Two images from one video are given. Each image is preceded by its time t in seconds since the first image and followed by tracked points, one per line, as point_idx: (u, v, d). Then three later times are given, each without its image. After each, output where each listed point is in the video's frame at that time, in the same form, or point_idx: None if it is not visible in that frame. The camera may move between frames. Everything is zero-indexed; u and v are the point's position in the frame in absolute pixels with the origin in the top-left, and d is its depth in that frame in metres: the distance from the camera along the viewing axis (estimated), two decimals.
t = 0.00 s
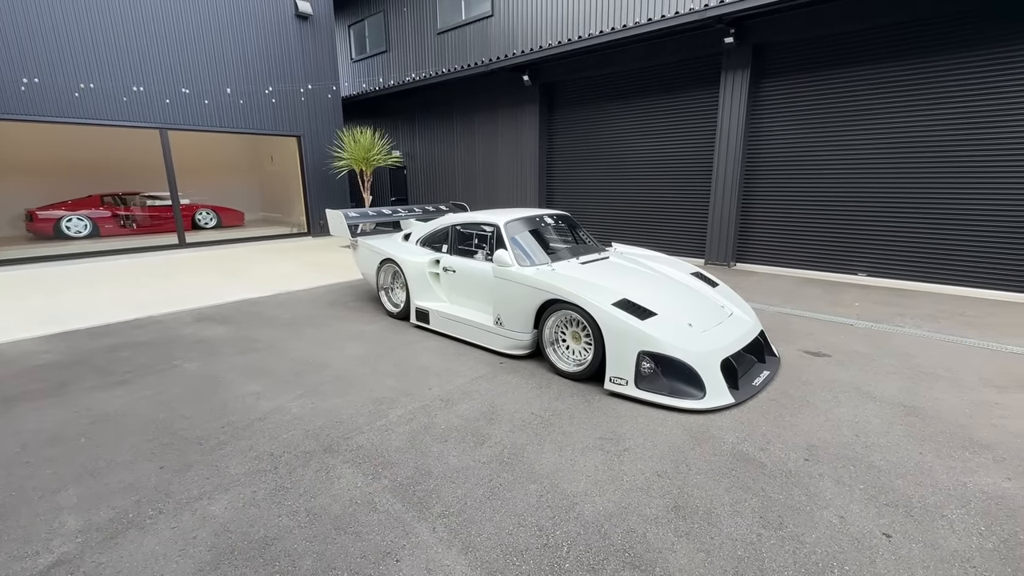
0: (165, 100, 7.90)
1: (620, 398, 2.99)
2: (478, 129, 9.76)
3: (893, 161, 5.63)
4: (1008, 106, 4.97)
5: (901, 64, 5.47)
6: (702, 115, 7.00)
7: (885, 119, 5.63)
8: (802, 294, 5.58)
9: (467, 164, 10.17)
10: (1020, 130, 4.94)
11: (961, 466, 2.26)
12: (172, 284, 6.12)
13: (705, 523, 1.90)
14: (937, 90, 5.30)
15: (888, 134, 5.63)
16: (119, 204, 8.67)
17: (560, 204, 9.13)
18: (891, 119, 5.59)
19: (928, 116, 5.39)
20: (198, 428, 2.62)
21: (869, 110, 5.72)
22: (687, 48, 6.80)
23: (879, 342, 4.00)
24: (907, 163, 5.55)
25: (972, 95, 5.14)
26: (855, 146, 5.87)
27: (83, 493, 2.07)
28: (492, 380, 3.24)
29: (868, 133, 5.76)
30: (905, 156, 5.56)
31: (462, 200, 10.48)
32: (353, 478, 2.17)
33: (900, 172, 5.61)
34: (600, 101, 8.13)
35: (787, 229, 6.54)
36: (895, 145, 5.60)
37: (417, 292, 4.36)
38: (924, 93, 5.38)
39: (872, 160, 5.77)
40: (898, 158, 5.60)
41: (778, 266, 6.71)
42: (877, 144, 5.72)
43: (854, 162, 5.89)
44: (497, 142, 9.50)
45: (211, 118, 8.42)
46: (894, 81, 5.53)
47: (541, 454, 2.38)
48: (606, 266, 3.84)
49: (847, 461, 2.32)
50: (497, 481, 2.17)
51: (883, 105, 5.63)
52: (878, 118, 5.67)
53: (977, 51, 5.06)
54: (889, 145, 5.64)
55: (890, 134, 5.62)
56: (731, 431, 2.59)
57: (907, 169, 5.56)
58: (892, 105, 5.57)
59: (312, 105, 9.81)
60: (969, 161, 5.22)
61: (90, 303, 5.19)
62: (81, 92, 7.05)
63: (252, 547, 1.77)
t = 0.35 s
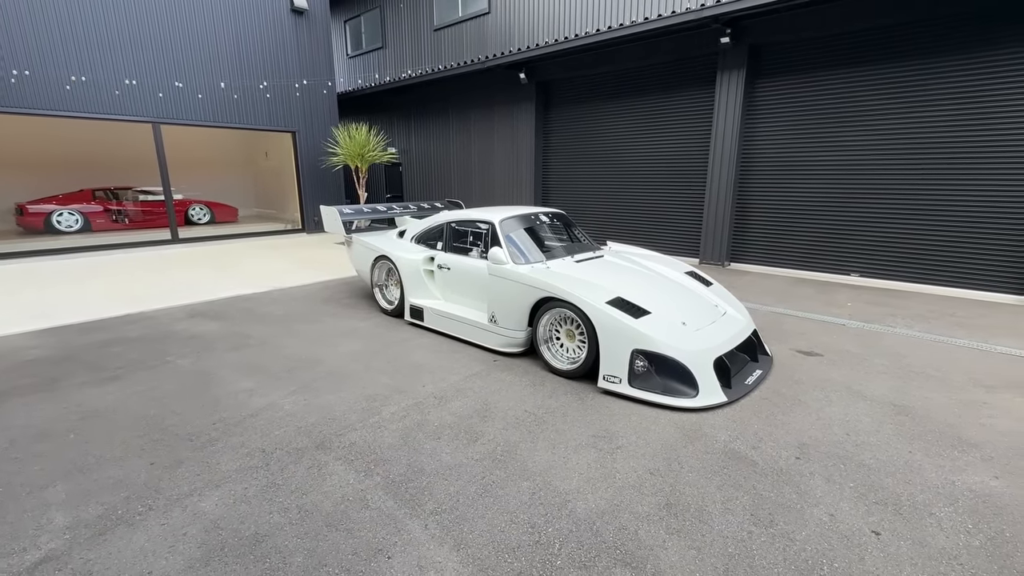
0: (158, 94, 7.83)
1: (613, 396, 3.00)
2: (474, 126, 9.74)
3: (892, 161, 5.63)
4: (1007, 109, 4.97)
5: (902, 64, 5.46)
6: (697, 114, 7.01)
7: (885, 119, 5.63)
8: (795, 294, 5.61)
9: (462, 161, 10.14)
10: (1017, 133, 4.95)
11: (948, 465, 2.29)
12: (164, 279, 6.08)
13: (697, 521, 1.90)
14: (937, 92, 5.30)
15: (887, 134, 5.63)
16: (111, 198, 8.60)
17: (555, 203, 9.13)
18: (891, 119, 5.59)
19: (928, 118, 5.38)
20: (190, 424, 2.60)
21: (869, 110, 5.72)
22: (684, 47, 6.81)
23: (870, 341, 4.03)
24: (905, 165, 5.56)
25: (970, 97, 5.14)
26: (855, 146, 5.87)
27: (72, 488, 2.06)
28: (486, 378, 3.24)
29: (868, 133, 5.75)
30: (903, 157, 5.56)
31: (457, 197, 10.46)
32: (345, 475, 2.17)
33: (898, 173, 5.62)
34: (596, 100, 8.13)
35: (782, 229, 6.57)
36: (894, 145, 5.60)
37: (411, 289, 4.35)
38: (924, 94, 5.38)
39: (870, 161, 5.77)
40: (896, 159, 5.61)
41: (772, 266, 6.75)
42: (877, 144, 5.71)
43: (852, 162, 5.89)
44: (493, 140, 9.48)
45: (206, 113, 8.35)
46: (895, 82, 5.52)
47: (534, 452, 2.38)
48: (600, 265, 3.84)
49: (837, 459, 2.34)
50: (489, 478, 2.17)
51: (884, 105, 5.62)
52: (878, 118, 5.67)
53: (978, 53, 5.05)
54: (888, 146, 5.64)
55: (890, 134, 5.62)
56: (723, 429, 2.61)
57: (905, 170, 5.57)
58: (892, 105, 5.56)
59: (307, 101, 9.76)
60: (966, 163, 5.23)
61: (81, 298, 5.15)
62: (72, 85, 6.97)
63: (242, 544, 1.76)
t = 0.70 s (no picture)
0: (149, 85, 7.74)
1: (605, 393, 3.01)
2: (470, 121, 9.69)
3: (888, 162, 5.66)
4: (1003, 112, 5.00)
5: (902, 65, 5.46)
6: (693, 112, 7.02)
7: (883, 120, 5.64)
8: (787, 292, 5.65)
9: (457, 157, 10.09)
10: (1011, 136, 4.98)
11: (933, 463, 2.31)
12: (155, 272, 6.03)
13: (685, 517, 1.91)
14: (934, 93, 5.32)
15: (884, 135, 5.64)
16: (101, 189, 8.50)
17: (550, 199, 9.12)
18: (889, 120, 5.60)
19: (925, 119, 5.40)
20: (178, 418, 2.58)
21: (867, 110, 5.72)
22: (680, 45, 6.81)
23: (860, 341, 4.07)
24: (901, 166, 5.58)
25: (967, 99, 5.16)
26: (852, 145, 5.88)
27: (58, 482, 2.04)
28: (477, 374, 3.24)
29: (865, 133, 5.76)
30: (900, 157, 5.58)
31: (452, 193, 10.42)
32: (334, 470, 2.16)
33: (893, 174, 5.65)
34: (592, 97, 8.11)
35: (775, 229, 6.61)
36: (892, 146, 5.61)
37: (404, 285, 4.33)
38: (922, 95, 5.39)
39: (867, 162, 5.79)
40: (892, 160, 5.63)
41: (765, 265, 6.79)
42: (873, 144, 5.73)
43: (849, 162, 5.91)
44: (489, 135, 9.44)
45: (198, 104, 8.26)
46: (894, 82, 5.53)
47: (524, 447, 2.38)
48: (593, 261, 3.84)
49: (825, 457, 2.36)
50: (479, 473, 2.17)
51: (882, 106, 5.63)
52: (874, 119, 5.69)
53: (975, 55, 5.08)
54: (886, 146, 5.66)
55: (887, 134, 5.63)
56: (712, 427, 2.62)
57: (900, 171, 5.59)
58: (890, 106, 5.58)
59: (301, 94, 9.67)
60: (960, 165, 5.27)
61: (69, 290, 5.09)
62: (61, 73, 6.87)
63: (229, 538, 1.75)
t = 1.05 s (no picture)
0: (140, 74, 7.64)
1: (596, 388, 3.02)
2: (465, 115, 9.63)
3: (881, 161, 5.69)
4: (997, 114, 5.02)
5: (901, 64, 5.46)
6: (688, 109, 7.02)
7: (878, 120, 5.66)
8: (779, 290, 5.68)
9: (452, 151, 10.04)
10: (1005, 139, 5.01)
11: (918, 460, 2.34)
12: (145, 263, 5.97)
13: (673, 512, 1.93)
14: (932, 94, 5.32)
15: (881, 135, 5.66)
16: (91, 179, 8.40)
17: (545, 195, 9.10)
18: (887, 119, 5.60)
19: (921, 120, 5.41)
20: (167, 410, 2.56)
21: (866, 109, 5.73)
22: (676, 42, 6.81)
23: (849, 339, 4.10)
24: (896, 166, 5.61)
25: (962, 100, 5.18)
26: (847, 145, 5.91)
27: (44, 472, 2.02)
28: (469, 368, 3.23)
29: (858, 132, 5.80)
30: (893, 157, 5.62)
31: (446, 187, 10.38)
32: (324, 463, 2.15)
33: (886, 174, 5.69)
34: (588, 93, 8.09)
35: (769, 227, 6.65)
36: (888, 147, 5.63)
37: (397, 278, 4.31)
38: (919, 96, 5.40)
39: (863, 161, 5.82)
40: (885, 160, 5.66)
41: (757, 262, 6.83)
42: (866, 144, 5.78)
43: (846, 161, 5.92)
44: (484, 130, 9.40)
45: (190, 94, 8.16)
46: (889, 82, 5.56)
47: (515, 441, 2.39)
48: (587, 257, 3.84)
49: (812, 453, 2.37)
50: (469, 467, 2.17)
51: (877, 106, 5.66)
52: (867, 118, 5.73)
53: (972, 57, 5.09)
54: (879, 146, 5.69)
55: (884, 134, 5.65)
56: (702, 423, 2.64)
57: (895, 171, 5.62)
58: (888, 106, 5.59)
59: (295, 85, 9.59)
60: (953, 166, 5.30)
61: (58, 280, 5.03)
62: (50, 61, 6.77)
63: (217, 530, 1.74)
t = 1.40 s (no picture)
0: (133, 65, 7.58)
1: (587, 384, 3.07)
2: (461, 112, 9.63)
3: (870, 163, 5.79)
4: (991, 119, 5.08)
5: (896, 67, 5.52)
6: (683, 109, 7.07)
7: (869, 122, 5.74)
8: (769, 289, 5.75)
9: (448, 148, 10.03)
10: (996, 144, 5.08)
11: (897, 454, 2.41)
12: (138, 256, 5.95)
13: (659, 503, 1.98)
14: (930, 96, 5.36)
15: (878, 135, 5.70)
16: (82, 170, 8.33)
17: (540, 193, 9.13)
18: (878, 122, 5.69)
19: (918, 122, 5.46)
20: (162, 402, 2.58)
21: (861, 110, 5.78)
22: (671, 41, 6.85)
23: (836, 338, 4.18)
24: (890, 167, 5.67)
25: (956, 104, 5.24)
26: (838, 146, 5.99)
27: (40, 462, 2.04)
28: (463, 363, 3.27)
29: (849, 134, 5.89)
30: (882, 159, 5.71)
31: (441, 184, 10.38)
32: (318, 455, 2.18)
33: (875, 175, 5.78)
34: (583, 91, 8.12)
35: (761, 226, 6.73)
36: (885, 148, 5.67)
37: (392, 274, 4.34)
38: (917, 98, 5.44)
39: (860, 162, 5.86)
40: (874, 161, 5.76)
41: (749, 262, 6.91)
42: (856, 145, 5.86)
43: (836, 162, 6.01)
44: (480, 127, 9.40)
45: (184, 87, 8.10)
46: (880, 85, 5.64)
47: (506, 435, 2.43)
48: (580, 255, 3.89)
49: (796, 448, 2.44)
50: (461, 459, 2.21)
51: (868, 108, 5.74)
52: (858, 120, 5.81)
53: (968, 62, 5.14)
54: (869, 148, 5.78)
55: (874, 136, 5.73)
56: (690, 418, 2.70)
57: (887, 173, 5.69)
58: (887, 107, 5.62)
59: (290, 79, 9.55)
60: (944, 170, 5.38)
61: (50, 272, 5.01)
62: (42, 51, 6.71)
63: (212, 519, 1.77)
